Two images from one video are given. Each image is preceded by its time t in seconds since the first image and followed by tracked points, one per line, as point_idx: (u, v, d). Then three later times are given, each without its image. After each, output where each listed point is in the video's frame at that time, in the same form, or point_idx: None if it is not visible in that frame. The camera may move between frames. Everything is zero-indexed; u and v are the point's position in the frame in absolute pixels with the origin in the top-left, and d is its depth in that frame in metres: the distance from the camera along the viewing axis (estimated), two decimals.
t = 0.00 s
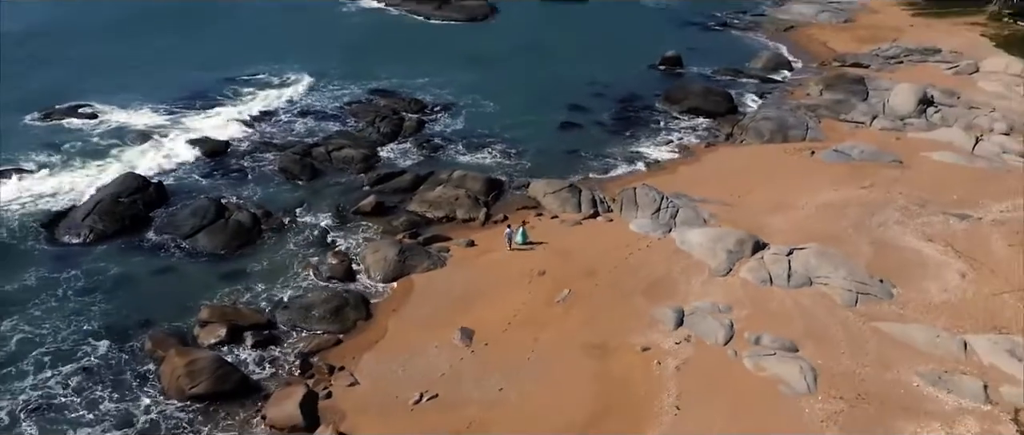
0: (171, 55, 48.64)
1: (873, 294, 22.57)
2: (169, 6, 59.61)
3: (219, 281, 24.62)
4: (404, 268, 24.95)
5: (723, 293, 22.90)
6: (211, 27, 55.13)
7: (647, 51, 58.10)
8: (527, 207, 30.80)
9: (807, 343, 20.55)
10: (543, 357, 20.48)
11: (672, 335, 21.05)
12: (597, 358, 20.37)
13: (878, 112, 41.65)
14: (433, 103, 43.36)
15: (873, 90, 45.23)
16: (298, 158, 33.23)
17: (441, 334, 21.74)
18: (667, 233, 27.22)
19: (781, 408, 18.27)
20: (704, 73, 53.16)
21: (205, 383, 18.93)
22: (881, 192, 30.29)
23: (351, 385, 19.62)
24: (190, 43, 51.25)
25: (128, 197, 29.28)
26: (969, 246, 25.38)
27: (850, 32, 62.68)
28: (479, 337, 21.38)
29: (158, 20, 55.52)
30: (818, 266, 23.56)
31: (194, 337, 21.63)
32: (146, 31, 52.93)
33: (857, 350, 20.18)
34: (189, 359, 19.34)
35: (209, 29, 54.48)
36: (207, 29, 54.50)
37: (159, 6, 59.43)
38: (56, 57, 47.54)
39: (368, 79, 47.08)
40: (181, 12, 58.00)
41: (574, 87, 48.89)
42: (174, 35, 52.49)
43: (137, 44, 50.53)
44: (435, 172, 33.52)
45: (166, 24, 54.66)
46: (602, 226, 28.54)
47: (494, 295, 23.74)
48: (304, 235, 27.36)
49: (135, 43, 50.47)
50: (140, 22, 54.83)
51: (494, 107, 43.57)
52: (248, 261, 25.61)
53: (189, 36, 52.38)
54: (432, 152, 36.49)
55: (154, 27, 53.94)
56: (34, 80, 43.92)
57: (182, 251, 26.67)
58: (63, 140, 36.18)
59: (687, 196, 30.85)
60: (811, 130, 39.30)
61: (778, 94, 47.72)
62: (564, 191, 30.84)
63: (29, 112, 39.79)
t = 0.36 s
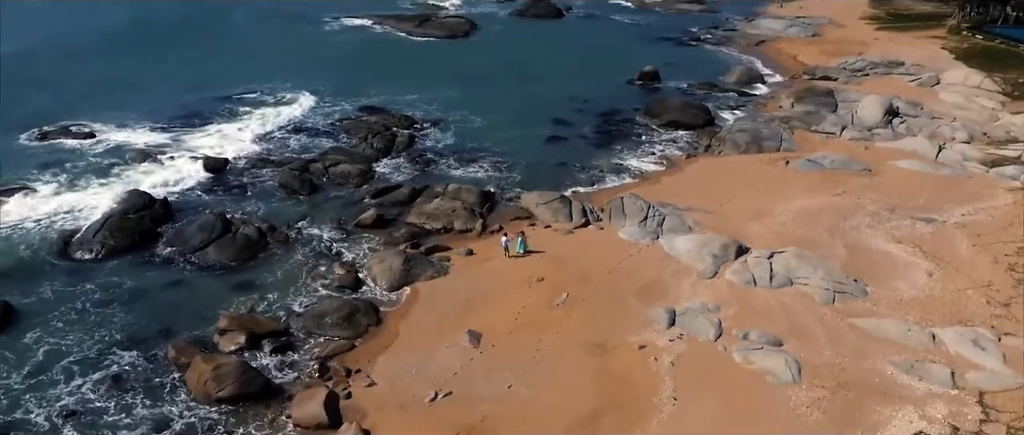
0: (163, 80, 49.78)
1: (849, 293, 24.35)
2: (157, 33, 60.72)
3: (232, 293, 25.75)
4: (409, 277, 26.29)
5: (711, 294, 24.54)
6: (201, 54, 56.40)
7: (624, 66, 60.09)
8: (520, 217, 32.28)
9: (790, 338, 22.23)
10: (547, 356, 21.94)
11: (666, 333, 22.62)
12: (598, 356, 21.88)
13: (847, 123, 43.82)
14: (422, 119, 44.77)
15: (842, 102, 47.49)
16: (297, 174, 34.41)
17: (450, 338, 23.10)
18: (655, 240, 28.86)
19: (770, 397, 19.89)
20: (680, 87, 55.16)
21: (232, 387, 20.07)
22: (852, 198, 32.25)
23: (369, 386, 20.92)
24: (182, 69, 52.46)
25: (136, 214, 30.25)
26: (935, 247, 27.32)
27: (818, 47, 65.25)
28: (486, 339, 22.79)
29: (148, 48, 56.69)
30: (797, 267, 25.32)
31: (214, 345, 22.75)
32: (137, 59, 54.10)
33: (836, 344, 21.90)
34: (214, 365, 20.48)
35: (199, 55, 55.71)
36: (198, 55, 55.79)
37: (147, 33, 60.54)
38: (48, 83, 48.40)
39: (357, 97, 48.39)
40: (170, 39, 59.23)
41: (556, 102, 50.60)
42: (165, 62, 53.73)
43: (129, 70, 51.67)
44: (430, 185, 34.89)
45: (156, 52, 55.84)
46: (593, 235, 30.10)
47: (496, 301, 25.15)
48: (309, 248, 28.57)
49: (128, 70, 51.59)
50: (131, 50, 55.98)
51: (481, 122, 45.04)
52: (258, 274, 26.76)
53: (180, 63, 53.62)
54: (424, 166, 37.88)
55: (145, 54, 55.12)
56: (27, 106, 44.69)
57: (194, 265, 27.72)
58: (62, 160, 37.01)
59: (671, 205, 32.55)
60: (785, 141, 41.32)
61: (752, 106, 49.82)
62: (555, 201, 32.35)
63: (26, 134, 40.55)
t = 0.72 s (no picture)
0: (164, 100, 50.86)
1: (834, 295, 25.98)
2: (154, 56, 61.83)
3: (249, 305, 26.94)
4: (418, 285, 27.61)
5: (705, 298, 26.08)
6: (198, 73, 57.55)
7: (611, 81, 61.86)
8: (519, 228, 33.71)
9: (781, 338, 23.81)
10: (553, 358, 23.36)
11: (665, 335, 24.13)
12: (602, 357, 23.33)
13: (828, 135, 45.72)
14: (418, 135, 46.15)
15: (822, 115, 49.44)
16: (303, 189, 35.66)
17: (461, 342, 24.46)
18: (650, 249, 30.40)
19: (763, 392, 21.41)
20: (666, 101, 56.92)
21: (259, 390, 21.28)
22: (834, 207, 34.00)
23: (388, 388, 22.21)
24: (180, 88, 53.57)
25: (149, 229, 31.26)
26: (913, 252, 29.07)
27: (797, 60, 67.39)
28: (496, 343, 24.18)
29: (145, 70, 57.80)
30: (785, 272, 26.93)
31: (237, 352, 23.91)
32: (135, 80, 55.18)
33: (823, 343, 23.49)
34: (242, 370, 21.67)
35: (197, 75, 56.84)
36: (196, 76, 56.91)
37: (143, 55, 61.55)
38: (49, 104, 49.33)
39: (354, 113, 49.68)
40: (166, 61, 60.29)
41: (547, 117, 52.17)
42: (164, 82, 54.81)
43: (128, 90, 52.71)
44: (431, 198, 36.24)
45: (154, 74, 56.96)
46: (591, 244, 31.59)
47: (503, 307, 26.55)
48: (320, 260, 29.82)
49: (127, 91, 52.64)
50: (128, 73, 57.03)
51: (475, 137, 46.48)
52: (273, 287, 27.99)
53: (178, 82, 54.74)
54: (424, 181, 39.24)
55: (142, 76, 56.23)
56: (30, 127, 45.57)
57: (209, 277, 28.82)
58: (71, 178, 37.98)
59: (663, 215, 34.13)
60: (769, 153, 43.12)
61: (736, 119, 51.66)
62: (553, 212, 33.81)
63: (32, 153, 41.44)
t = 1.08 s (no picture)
0: (171, 117, 52.13)
1: (823, 302, 27.47)
2: (158, 75, 63.06)
3: (267, 314, 28.17)
4: (429, 295, 28.92)
5: (703, 305, 27.52)
6: (201, 91, 58.87)
7: (605, 96, 63.52)
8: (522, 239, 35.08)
9: (774, 342, 25.25)
10: (561, 362, 24.72)
11: (665, 339, 25.53)
12: (607, 361, 24.70)
13: (816, 149, 47.42)
14: (420, 150, 47.55)
15: (810, 129, 51.16)
16: (312, 203, 36.99)
17: (472, 348, 25.78)
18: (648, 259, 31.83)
19: (758, 391, 22.83)
20: (659, 116, 58.58)
21: (284, 393, 22.52)
22: (823, 218, 35.57)
23: (404, 391, 23.49)
24: (185, 105, 54.88)
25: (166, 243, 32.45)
26: (898, 260, 30.63)
27: (785, 76, 69.27)
28: (506, 349, 25.52)
29: (150, 89, 59.17)
30: (778, 280, 28.43)
31: (259, 358, 25.15)
32: (141, 99, 56.48)
33: (813, 345, 24.96)
34: (267, 375, 22.91)
35: (201, 93, 58.19)
36: (201, 95, 58.22)
37: (147, 74, 62.86)
38: (58, 121, 50.48)
39: (357, 128, 51.04)
40: (170, 80, 61.62)
41: (544, 131, 53.67)
42: (170, 101, 56.01)
43: (134, 108, 53.97)
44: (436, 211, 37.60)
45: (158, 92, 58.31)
46: (591, 254, 33.01)
47: (510, 314, 27.89)
48: (333, 272, 31.09)
49: (135, 109, 53.93)
50: (133, 92, 58.35)
51: (476, 152, 47.91)
52: (289, 297, 29.23)
53: (183, 100, 56.04)
54: (428, 194, 40.61)
55: (147, 95, 57.55)
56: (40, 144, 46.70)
57: (226, 288, 30.01)
58: (85, 193, 39.13)
59: (660, 226, 35.61)
60: (759, 167, 44.74)
61: (727, 134, 53.33)
62: (554, 224, 35.21)
63: (45, 168, 42.54)
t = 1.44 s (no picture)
0: (182, 127, 53.44)
1: (818, 305, 28.87)
2: (166, 86, 64.37)
3: (287, 319, 29.45)
4: (441, 299, 30.23)
5: (703, 308, 28.90)
6: (210, 102, 60.24)
7: (605, 107, 65.03)
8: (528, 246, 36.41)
9: (771, 342, 26.63)
10: (569, 362, 26.07)
11: (668, 340, 26.90)
12: (613, 361, 26.05)
13: (810, 159, 48.94)
14: (427, 159, 48.96)
15: (805, 139, 52.69)
16: (325, 212, 38.34)
17: (485, 349, 27.10)
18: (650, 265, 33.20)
19: (756, 388, 24.20)
20: (658, 126, 60.09)
21: (309, 392, 23.82)
22: (817, 225, 37.02)
23: (422, 390, 24.81)
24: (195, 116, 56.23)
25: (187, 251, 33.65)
26: (889, 265, 32.08)
27: (780, 86, 70.92)
28: (516, 350, 26.86)
29: (160, 100, 60.53)
30: (774, 285, 29.83)
31: (282, 359, 26.42)
32: (151, 110, 57.78)
33: (808, 345, 26.36)
34: (292, 374, 24.20)
35: (210, 104, 59.55)
36: (210, 105, 59.52)
37: (156, 85, 64.16)
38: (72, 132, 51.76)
39: (364, 139, 52.43)
40: (179, 91, 62.96)
41: (546, 142, 55.12)
42: (180, 111, 57.33)
43: (145, 119, 55.27)
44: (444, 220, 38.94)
45: (168, 103, 59.67)
46: (595, 261, 34.38)
47: (520, 318, 29.24)
48: (348, 278, 32.40)
49: (146, 120, 55.24)
50: (143, 103, 59.64)
51: (480, 162, 49.32)
52: (307, 302, 30.53)
53: (193, 111, 57.41)
54: (436, 203, 41.97)
55: (157, 106, 58.85)
56: (56, 154, 47.94)
57: (246, 293, 31.22)
58: (103, 203, 40.40)
59: (660, 234, 37.01)
60: (756, 175, 46.20)
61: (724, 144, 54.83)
62: (559, 231, 36.56)
63: (63, 178, 43.76)
